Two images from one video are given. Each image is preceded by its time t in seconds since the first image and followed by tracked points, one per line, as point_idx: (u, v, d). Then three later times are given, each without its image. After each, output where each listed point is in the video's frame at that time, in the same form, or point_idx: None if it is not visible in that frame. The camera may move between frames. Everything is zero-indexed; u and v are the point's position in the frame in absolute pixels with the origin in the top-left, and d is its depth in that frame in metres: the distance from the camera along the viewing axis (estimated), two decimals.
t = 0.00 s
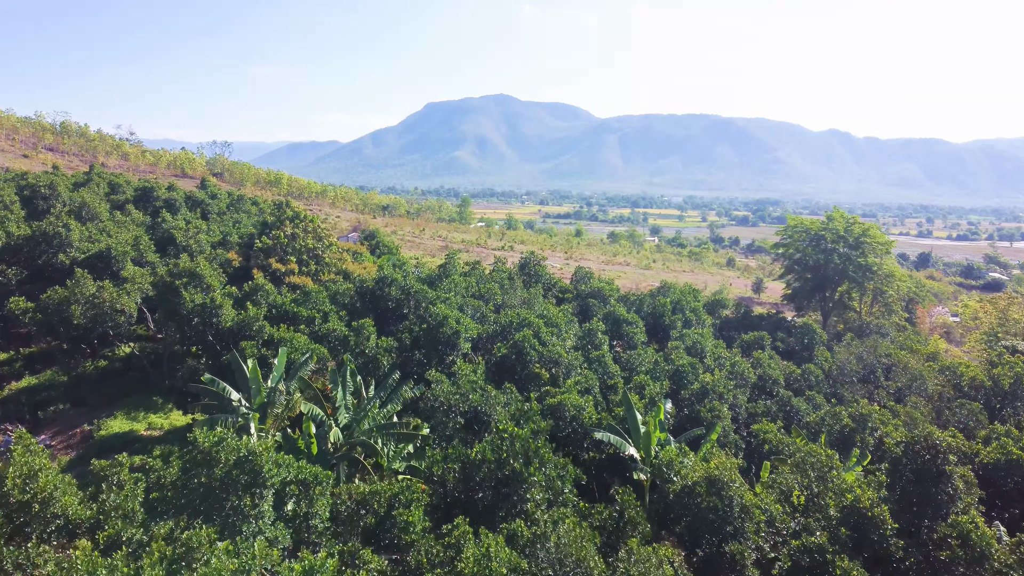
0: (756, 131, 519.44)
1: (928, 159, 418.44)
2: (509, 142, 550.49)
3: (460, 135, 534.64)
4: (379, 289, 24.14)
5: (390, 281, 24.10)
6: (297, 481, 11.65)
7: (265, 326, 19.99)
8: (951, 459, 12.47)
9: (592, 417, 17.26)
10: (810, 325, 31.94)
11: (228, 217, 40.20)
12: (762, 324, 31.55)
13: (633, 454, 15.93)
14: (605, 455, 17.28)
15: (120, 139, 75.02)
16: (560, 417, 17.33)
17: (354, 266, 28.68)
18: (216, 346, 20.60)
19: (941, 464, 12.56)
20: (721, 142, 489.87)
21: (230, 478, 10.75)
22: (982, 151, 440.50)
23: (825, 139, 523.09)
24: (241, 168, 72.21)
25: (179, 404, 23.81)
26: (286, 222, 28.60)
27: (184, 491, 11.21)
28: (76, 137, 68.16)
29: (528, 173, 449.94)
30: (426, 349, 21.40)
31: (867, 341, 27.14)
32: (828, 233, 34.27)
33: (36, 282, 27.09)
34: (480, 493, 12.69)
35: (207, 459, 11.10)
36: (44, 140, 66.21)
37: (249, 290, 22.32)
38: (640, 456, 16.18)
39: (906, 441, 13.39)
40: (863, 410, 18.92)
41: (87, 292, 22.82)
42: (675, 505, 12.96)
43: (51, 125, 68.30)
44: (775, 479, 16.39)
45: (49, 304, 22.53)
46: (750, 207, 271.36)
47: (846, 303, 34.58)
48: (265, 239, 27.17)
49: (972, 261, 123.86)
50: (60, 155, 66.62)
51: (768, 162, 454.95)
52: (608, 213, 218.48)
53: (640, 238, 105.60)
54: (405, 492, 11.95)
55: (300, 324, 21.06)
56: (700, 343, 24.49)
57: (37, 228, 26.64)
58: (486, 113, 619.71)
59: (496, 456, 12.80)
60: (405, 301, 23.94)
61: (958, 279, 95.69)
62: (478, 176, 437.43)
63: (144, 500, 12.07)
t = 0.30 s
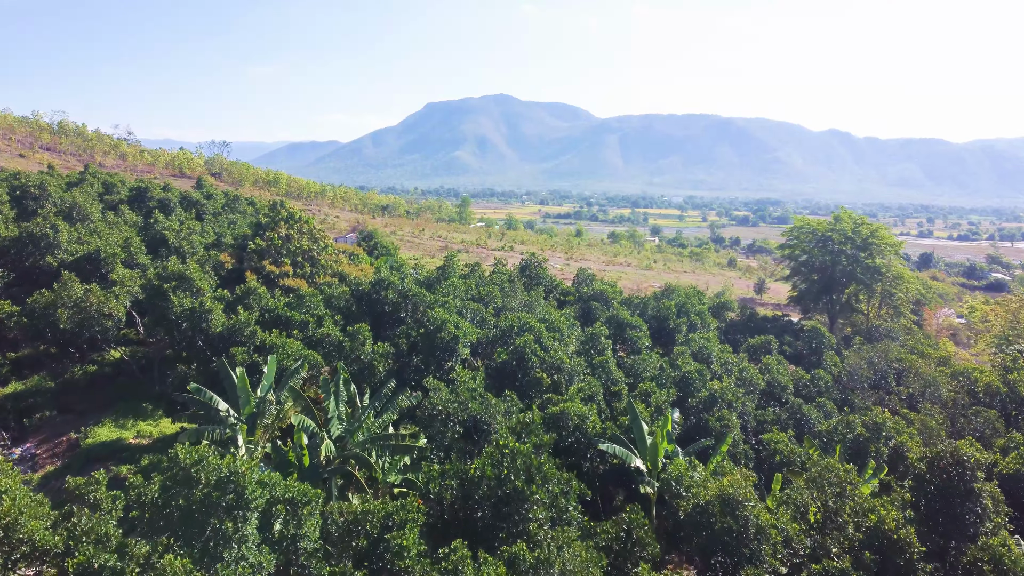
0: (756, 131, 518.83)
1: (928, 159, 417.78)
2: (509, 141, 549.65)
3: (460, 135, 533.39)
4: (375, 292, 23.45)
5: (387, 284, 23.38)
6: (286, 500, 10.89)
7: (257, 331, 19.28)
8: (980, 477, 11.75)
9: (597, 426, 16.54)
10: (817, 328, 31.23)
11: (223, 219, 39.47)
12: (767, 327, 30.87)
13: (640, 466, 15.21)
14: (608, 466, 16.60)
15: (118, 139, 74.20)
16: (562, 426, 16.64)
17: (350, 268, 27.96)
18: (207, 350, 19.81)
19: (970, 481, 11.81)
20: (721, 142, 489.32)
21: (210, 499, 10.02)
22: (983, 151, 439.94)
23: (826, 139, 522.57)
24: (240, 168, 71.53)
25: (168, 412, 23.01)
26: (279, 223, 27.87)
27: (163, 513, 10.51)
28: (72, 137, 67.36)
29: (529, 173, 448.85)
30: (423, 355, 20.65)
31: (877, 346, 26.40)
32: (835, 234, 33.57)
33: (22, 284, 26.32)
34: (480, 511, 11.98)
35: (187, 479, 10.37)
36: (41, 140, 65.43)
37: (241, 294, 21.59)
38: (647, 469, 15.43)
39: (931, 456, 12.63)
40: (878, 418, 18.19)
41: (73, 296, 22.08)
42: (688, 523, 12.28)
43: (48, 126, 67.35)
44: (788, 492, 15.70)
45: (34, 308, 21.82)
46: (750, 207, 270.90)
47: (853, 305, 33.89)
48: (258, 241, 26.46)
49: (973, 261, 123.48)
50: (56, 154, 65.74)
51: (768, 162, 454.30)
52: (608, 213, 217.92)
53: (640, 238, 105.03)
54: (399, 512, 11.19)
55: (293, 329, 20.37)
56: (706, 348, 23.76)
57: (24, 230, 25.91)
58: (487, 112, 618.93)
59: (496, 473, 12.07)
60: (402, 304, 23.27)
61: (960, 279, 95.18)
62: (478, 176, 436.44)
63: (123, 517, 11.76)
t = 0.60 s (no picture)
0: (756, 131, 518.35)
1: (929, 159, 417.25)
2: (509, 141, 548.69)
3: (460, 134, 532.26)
4: (371, 296, 22.74)
5: (384, 288, 22.66)
6: (273, 524, 10.16)
7: (249, 338, 18.57)
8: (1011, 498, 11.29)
9: (601, 438, 15.84)
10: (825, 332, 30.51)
11: (218, 220, 38.72)
12: (774, 331, 30.16)
13: (646, 480, 14.51)
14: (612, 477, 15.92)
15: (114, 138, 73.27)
16: (565, 438, 15.91)
17: (345, 270, 27.22)
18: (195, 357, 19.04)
19: (1001, 504, 11.37)
20: (722, 142, 488.78)
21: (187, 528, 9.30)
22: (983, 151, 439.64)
23: (826, 139, 521.60)
24: (238, 168, 70.74)
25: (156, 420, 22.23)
26: (273, 225, 27.11)
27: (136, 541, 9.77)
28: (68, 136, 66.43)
29: (529, 172, 447.81)
30: (420, 362, 19.91)
31: (888, 351, 25.69)
32: (842, 236, 32.86)
33: (8, 288, 25.53)
34: (479, 534, 11.27)
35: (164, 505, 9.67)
36: (37, 140, 64.45)
37: (232, 299, 20.86)
38: (654, 483, 14.71)
39: (959, 475, 12.17)
40: (893, 429, 17.50)
41: (59, 301, 21.32)
42: (700, 546, 11.62)
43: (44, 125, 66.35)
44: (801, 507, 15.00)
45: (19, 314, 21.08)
46: (750, 207, 270.22)
47: (860, 308, 33.19)
48: (250, 243, 25.71)
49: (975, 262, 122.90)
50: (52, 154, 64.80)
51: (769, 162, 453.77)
52: (608, 213, 217.27)
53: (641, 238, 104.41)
54: (394, 535, 10.51)
55: (286, 335, 19.65)
56: (712, 354, 23.05)
57: (10, 232, 25.14)
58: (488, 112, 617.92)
59: (497, 493, 11.37)
60: (398, 309, 22.58)
61: (962, 280, 94.64)
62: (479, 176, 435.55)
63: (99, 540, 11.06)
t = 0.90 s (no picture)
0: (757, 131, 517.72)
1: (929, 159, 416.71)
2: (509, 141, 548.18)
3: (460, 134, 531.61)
4: (367, 303, 22.02)
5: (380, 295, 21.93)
6: (257, 556, 9.61)
7: (239, 348, 17.85)
8: None
9: (605, 453, 15.15)
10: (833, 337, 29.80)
11: (214, 222, 37.98)
12: (781, 337, 29.45)
13: (655, 500, 13.75)
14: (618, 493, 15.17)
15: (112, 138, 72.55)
16: (569, 455, 15.16)
17: (341, 275, 26.47)
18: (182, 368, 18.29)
19: None
20: (722, 142, 488.22)
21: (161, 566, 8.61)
22: (983, 151, 439.22)
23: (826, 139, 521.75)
24: (237, 169, 70.03)
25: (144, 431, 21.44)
26: (266, 228, 26.33)
27: None
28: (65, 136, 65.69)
29: (529, 172, 447.25)
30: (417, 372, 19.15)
31: (899, 359, 24.97)
32: (850, 239, 32.12)
33: None
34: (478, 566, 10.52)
35: (135, 540, 8.94)
36: (34, 140, 63.77)
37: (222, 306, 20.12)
38: (662, 503, 13.94)
39: (993, 501, 11.99)
40: (910, 443, 16.75)
41: (43, 309, 20.57)
42: None
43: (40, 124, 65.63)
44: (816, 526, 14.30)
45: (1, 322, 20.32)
46: (750, 207, 269.98)
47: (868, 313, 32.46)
48: (243, 248, 24.95)
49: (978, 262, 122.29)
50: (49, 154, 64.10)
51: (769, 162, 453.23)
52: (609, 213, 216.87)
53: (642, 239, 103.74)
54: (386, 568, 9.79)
55: (278, 344, 18.93)
56: (720, 363, 22.32)
57: None
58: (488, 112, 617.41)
59: (497, 521, 10.68)
60: (395, 317, 21.85)
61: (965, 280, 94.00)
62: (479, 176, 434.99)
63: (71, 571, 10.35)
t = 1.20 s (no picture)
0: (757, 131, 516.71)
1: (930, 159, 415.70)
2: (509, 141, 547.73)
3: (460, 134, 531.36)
4: (361, 312, 21.26)
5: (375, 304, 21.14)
6: None
7: (227, 360, 17.09)
8: None
9: (611, 472, 14.40)
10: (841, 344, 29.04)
11: (208, 225, 37.24)
12: (788, 343, 28.72)
13: (663, 524, 12.95)
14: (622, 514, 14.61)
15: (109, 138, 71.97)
16: (573, 474, 14.39)
17: (336, 281, 25.72)
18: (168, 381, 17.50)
19: None
20: (722, 142, 487.53)
21: None
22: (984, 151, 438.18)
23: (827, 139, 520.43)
24: (235, 169, 69.35)
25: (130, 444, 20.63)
26: (259, 233, 25.56)
27: None
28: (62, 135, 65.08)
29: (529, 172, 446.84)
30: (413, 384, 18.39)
31: (910, 367, 24.22)
32: (858, 243, 31.36)
33: None
34: None
35: None
36: (31, 140, 63.25)
37: (212, 315, 19.35)
38: (671, 526, 13.19)
39: None
40: (927, 459, 15.96)
41: (25, 317, 19.83)
42: None
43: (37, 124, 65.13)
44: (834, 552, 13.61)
45: None
46: (750, 208, 269.30)
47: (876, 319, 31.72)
48: (235, 254, 24.19)
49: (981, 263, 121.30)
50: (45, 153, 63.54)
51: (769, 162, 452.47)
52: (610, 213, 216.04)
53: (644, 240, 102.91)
54: None
55: (269, 355, 18.18)
56: (727, 374, 21.58)
57: None
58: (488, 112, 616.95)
59: (498, 555, 9.95)
60: (391, 325, 21.06)
61: (969, 282, 93.01)
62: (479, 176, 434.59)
63: None
